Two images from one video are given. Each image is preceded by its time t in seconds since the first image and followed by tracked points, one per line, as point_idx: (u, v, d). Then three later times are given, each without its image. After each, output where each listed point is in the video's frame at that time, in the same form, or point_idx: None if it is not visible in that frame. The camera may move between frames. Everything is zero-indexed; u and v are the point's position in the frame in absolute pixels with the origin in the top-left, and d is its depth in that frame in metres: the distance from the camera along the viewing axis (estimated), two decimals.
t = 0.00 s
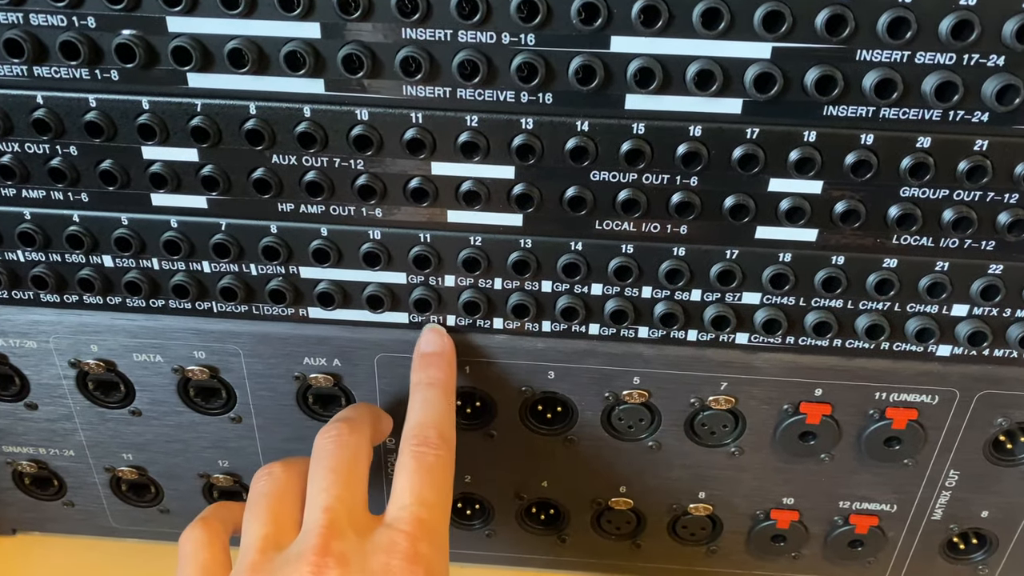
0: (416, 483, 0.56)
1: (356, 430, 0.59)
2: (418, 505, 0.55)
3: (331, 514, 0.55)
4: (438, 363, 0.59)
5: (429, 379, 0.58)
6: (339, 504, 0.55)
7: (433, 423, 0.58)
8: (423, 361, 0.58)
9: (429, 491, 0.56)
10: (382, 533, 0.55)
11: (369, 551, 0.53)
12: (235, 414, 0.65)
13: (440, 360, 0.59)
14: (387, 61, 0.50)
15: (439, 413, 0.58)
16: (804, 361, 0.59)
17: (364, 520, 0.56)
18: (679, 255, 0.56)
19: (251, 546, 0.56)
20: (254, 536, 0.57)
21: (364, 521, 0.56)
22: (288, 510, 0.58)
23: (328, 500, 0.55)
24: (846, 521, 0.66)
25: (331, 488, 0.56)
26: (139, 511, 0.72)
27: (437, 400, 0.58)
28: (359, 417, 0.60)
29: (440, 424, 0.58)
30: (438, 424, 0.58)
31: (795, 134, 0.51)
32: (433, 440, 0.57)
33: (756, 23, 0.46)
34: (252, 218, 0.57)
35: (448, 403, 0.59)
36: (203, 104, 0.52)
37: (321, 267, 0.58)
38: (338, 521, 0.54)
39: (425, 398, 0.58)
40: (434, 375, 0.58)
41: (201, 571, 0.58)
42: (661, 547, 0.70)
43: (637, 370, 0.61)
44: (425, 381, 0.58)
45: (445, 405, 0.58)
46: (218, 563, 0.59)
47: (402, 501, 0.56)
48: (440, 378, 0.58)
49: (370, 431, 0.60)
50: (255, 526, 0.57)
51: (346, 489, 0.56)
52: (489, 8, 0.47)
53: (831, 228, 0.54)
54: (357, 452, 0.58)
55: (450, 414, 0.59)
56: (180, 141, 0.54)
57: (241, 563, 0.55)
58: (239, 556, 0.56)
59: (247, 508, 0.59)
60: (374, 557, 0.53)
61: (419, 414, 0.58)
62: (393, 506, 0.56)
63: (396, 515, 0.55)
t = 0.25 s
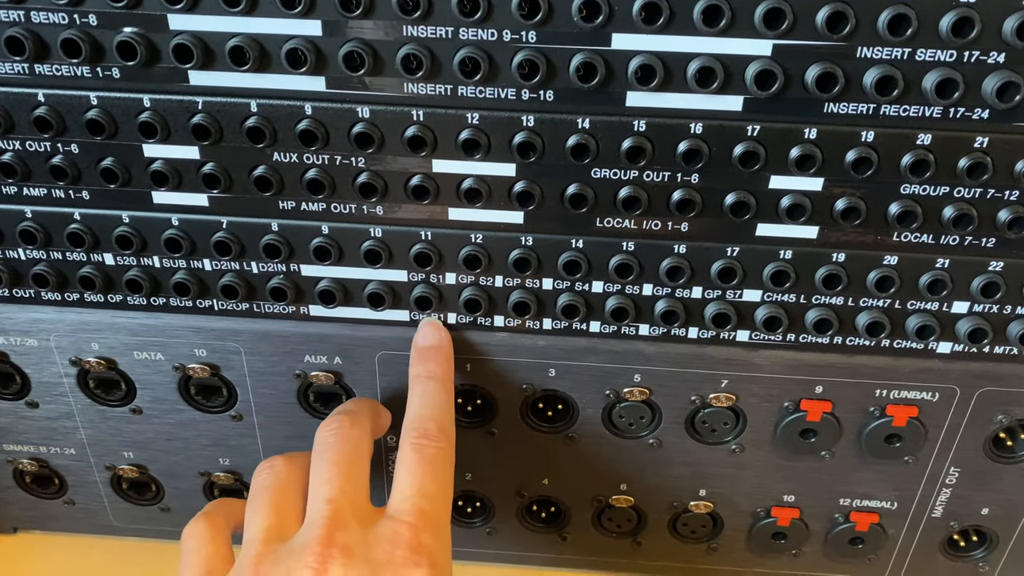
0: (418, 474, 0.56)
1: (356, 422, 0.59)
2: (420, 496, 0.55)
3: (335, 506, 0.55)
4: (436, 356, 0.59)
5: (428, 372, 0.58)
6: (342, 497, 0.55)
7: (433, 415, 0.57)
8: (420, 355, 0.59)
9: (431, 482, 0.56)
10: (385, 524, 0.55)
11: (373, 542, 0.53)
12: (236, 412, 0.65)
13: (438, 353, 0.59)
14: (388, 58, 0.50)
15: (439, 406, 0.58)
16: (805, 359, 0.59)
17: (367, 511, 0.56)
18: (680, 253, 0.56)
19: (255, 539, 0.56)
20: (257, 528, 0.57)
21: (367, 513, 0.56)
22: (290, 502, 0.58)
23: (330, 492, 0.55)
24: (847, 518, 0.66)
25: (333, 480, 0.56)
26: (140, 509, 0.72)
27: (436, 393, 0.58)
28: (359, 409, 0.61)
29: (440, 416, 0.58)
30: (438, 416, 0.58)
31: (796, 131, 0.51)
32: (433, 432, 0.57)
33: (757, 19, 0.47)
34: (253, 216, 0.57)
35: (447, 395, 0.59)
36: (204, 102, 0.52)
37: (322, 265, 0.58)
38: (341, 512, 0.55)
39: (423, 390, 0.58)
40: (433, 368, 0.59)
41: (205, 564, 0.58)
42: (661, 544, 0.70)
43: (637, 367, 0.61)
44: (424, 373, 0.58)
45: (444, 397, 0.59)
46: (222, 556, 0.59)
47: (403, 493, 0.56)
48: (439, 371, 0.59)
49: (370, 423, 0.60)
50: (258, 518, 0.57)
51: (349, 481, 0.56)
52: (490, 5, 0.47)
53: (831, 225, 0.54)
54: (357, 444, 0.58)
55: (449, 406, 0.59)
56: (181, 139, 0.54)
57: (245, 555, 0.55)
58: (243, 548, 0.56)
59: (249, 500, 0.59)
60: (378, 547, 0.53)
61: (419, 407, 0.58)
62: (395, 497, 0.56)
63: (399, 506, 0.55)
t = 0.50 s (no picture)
0: (418, 481, 0.56)
1: (357, 430, 0.59)
2: (421, 503, 0.56)
3: (336, 511, 0.55)
4: (438, 365, 0.59)
5: (429, 381, 0.58)
6: (343, 502, 0.55)
7: (433, 422, 0.58)
8: (422, 364, 0.59)
9: (432, 489, 0.56)
10: (385, 530, 0.55)
11: (374, 548, 0.54)
12: (232, 415, 0.65)
13: (439, 362, 0.59)
14: (382, 63, 0.50)
15: (439, 413, 0.58)
16: (798, 361, 0.59)
17: (367, 517, 0.56)
18: (673, 256, 0.56)
19: (256, 543, 0.56)
20: (258, 532, 0.57)
21: (368, 519, 0.56)
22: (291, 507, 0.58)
23: (331, 498, 0.56)
24: (841, 520, 0.67)
25: (334, 486, 0.56)
26: (136, 512, 0.72)
27: (436, 401, 0.58)
28: (359, 418, 0.61)
29: (440, 423, 0.58)
30: (439, 423, 0.58)
31: (788, 135, 0.51)
32: (434, 439, 0.57)
33: (748, 24, 0.47)
34: (248, 220, 0.57)
35: (448, 403, 0.59)
36: (199, 106, 0.52)
37: (317, 269, 0.58)
38: (342, 518, 0.55)
39: (425, 399, 0.58)
40: (434, 376, 0.59)
41: (204, 569, 0.59)
42: (656, 546, 0.70)
43: (631, 370, 0.61)
44: (425, 382, 0.58)
45: (444, 405, 0.59)
46: (221, 560, 0.60)
47: (404, 499, 0.56)
48: (440, 379, 0.59)
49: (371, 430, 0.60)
50: (259, 523, 0.57)
51: (349, 486, 0.56)
52: (482, 9, 0.48)
53: (824, 228, 0.54)
54: (358, 451, 0.58)
55: (450, 414, 0.59)
56: (176, 143, 0.54)
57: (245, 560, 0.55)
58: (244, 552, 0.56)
59: (249, 505, 0.59)
60: (378, 553, 0.53)
61: (419, 414, 0.58)
62: (395, 504, 0.56)
63: (399, 512, 0.56)
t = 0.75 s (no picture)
0: (412, 482, 0.57)
1: (350, 431, 0.60)
2: (415, 504, 0.56)
3: (330, 513, 0.56)
4: (430, 366, 0.59)
5: (422, 383, 0.59)
6: (337, 504, 0.56)
7: (426, 423, 0.58)
8: (414, 366, 0.59)
9: (425, 491, 0.57)
10: (379, 531, 0.56)
11: (368, 549, 0.55)
12: (226, 416, 0.66)
13: (431, 363, 0.60)
14: (373, 66, 0.50)
15: (432, 414, 0.59)
16: (788, 362, 0.60)
17: (362, 518, 0.57)
18: (664, 257, 0.56)
19: (252, 544, 0.57)
20: (254, 533, 0.58)
21: (362, 520, 0.57)
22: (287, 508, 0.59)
23: (326, 499, 0.56)
24: (832, 519, 0.67)
25: (328, 488, 0.57)
26: (131, 513, 0.72)
27: (429, 402, 0.59)
28: (353, 421, 0.61)
29: (433, 424, 0.59)
30: (431, 424, 0.59)
31: (776, 138, 0.51)
32: (427, 441, 0.58)
33: (736, 28, 0.47)
34: (241, 222, 0.57)
35: (440, 404, 0.60)
36: (191, 109, 0.53)
37: (310, 270, 0.58)
38: (337, 519, 0.56)
39: (417, 400, 0.59)
40: (425, 377, 0.59)
41: (199, 569, 0.59)
42: (649, 546, 0.71)
43: (623, 370, 0.61)
44: (417, 383, 0.59)
45: (436, 406, 0.59)
46: (217, 561, 0.60)
47: (398, 500, 0.57)
48: (432, 380, 0.59)
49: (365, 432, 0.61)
50: (254, 524, 0.58)
51: (344, 487, 0.57)
52: (472, 13, 0.48)
53: (812, 230, 0.54)
54: (353, 452, 0.59)
55: (442, 415, 0.59)
56: (169, 146, 0.54)
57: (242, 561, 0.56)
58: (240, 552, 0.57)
59: (245, 506, 0.60)
60: (373, 554, 0.54)
61: (412, 416, 0.59)
62: (389, 505, 0.57)
63: (393, 514, 0.56)
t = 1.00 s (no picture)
0: (411, 477, 0.56)
1: (351, 421, 0.59)
2: (414, 500, 0.55)
3: (329, 509, 0.55)
4: (427, 354, 0.58)
5: (418, 370, 0.58)
6: (336, 500, 0.55)
7: (424, 413, 0.57)
8: (411, 354, 0.58)
9: (425, 485, 0.56)
10: (378, 529, 0.54)
11: (367, 548, 0.53)
12: (215, 416, 0.66)
13: (429, 351, 0.59)
14: (357, 70, 0.51)
15: (430, 403, 0.58)
16: (771, 361, 0.60)
17: (361, 514, 0.56)
18: (647, 258, 0.57)
19: (253, 541, 0.56)
20: (256, 529, 0.57)
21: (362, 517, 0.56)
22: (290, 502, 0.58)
23: (325, 495, 0.55)
24: (817, 517, 0.67)
25: (327, 483, 0.56)
26: (121, 513, 0.73)
27: (427, 390, 0.58)
28: (358, 409, 0.61)
29: (431, 414, 0.58)
30: (430, 414, 0.57)
31: (756, 140, 0.52)
32: (425, 431, 0.57)
33: (714, 31, 0.48)
34: (228, 224, 0.58)
35: (438, 393, 0.59)
36: (177, 113, 0.53)
37: (296, 272, 0.59)
38: (336, 516, 0.54)
39: (414, 389, 0.58)
40: (423, 365, 0.58)
41: (207, 563, 0.59)
42: (636, 544, 0.71)
43: (608, 370, 0.62)
44: (414, 371, 0.58)
45: (434, 395, 0.58)
46: (225, 553, 0.60)
47: (397, 496, 0.55)
48: (430, 368, 0.58)
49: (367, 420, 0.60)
50: (258, 519, 0.57)
51: (343, 483, 0.56)
52: (454, 17, 0.48)
53: (793, 230, 0.55)
54: (352, 444, 0.57)
55: (441, 404, 0.58)
56: (155, 149, 0.55)
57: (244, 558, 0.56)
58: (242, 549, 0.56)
59: (251, 499, 0.59)
60: (371, 554, 0.53)
61: (410, 405, 0.58)
62: (389, 501, 0.56)
63: (393, 510, 0.55)
